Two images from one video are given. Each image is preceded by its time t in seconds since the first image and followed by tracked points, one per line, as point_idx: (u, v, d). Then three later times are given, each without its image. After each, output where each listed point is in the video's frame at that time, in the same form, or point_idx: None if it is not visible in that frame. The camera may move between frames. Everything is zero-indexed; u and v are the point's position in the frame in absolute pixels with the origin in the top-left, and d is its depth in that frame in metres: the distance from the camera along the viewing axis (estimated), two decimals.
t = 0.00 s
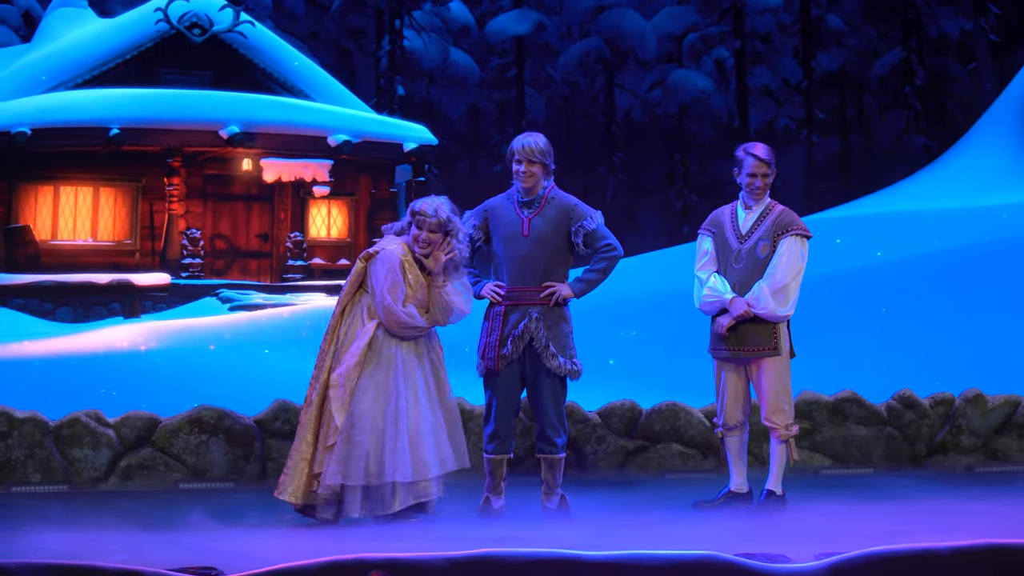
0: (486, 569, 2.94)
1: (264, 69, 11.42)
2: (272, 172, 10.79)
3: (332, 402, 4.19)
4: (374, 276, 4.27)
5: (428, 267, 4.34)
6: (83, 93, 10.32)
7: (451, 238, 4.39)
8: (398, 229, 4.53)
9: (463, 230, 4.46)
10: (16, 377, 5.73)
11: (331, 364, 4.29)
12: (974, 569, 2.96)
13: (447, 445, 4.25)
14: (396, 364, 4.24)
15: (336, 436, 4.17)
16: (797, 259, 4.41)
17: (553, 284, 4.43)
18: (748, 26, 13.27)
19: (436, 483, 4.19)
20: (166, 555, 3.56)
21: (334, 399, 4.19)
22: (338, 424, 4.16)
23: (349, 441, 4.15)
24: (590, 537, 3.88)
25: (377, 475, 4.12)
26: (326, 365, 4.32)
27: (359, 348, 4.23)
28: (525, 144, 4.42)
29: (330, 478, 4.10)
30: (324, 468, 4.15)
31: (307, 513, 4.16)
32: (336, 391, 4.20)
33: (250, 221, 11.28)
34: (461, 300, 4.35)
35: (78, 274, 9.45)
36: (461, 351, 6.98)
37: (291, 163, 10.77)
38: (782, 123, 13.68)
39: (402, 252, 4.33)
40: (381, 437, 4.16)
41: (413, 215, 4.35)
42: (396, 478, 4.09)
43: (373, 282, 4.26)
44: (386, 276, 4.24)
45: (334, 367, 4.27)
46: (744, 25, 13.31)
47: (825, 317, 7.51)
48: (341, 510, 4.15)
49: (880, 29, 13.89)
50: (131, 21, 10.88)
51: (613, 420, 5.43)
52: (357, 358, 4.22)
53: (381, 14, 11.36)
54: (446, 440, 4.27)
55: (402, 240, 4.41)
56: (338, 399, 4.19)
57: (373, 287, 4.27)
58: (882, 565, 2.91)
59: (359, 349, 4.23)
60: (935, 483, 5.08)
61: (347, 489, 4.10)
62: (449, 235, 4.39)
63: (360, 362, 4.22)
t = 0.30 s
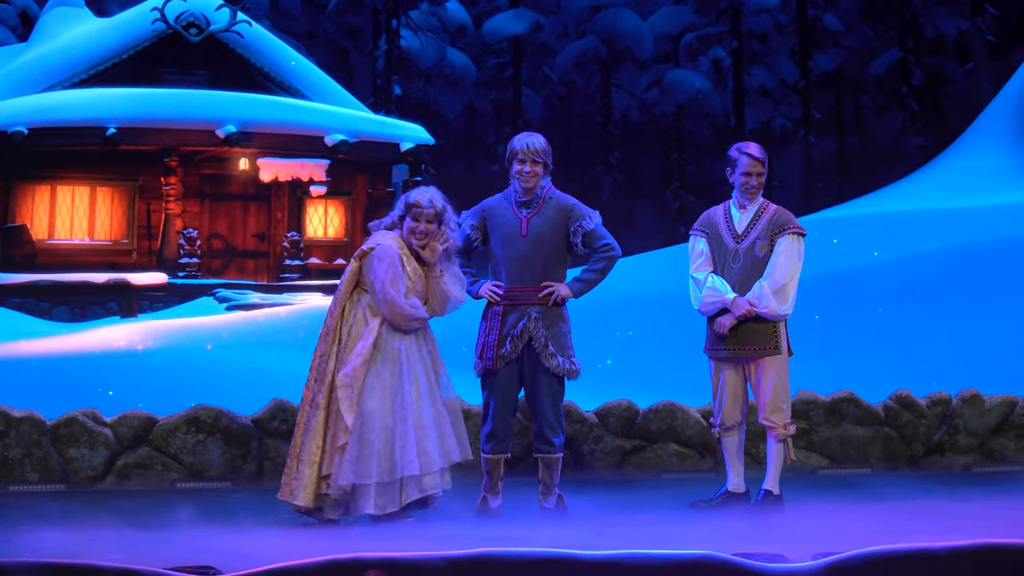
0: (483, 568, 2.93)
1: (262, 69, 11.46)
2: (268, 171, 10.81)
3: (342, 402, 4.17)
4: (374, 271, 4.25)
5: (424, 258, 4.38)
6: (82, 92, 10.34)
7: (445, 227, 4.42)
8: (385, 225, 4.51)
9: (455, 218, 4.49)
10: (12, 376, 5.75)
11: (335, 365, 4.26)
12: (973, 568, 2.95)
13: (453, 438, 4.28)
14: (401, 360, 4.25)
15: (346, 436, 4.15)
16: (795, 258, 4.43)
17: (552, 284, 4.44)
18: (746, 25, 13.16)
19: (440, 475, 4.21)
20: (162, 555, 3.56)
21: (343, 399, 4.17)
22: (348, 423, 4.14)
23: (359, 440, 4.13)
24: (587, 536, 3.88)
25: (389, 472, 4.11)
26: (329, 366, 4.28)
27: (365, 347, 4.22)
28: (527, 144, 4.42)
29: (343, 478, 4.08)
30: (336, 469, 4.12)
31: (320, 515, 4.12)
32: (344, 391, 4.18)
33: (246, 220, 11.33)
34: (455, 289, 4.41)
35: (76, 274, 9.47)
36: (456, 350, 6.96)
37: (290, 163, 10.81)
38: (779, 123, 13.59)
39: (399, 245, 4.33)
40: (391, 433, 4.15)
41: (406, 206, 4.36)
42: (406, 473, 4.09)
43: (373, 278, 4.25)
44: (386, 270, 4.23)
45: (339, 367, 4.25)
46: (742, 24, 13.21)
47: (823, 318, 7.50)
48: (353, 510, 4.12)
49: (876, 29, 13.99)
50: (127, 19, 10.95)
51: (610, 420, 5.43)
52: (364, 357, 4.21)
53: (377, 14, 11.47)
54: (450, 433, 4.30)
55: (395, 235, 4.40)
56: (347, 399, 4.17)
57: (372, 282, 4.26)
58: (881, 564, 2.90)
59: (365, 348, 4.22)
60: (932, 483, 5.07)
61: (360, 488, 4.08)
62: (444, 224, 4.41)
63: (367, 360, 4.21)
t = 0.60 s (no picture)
0: (482, 568, 2.94)
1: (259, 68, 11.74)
2: (266, 172, 10.77)
3: (367, 402, 4.18)
4: (376, 263, 4.25)
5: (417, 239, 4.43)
6: (81, 92, 10.34)
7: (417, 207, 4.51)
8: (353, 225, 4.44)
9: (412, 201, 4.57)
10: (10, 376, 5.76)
11: (349, 366, 4.25)
12: (973, 567, 2.96)
13: (460, 427, 4.40)
14: (413, 356, 4.32)
15: (374, 435, 4.16)
16: (791, 258, 4.42)
17: (551, 284, 4.44)
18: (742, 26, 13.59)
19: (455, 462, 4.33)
20: (159, 555, 3.56)
21: (367, 399, 4.19)
22: (377, 421, 4.16)
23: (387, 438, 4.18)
24: (585, 537, 3.89)
25: (416, 466, 4.19)
26: (339, 369, 4.26)
27: (381, 344, 4.25)
28: (527, 145, 4.42)
29: (380, 477, 4.11)
30: (366, 469, 4.14)
31: (350, 517, 4.13)
32: (368, 391, 4.20)
33: (245, 220, 11.38)
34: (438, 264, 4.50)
35: (74, 274, 9.49)
36: (454, 351, 6.86)
37: (289, 164, 10.83)
38: (778, 124, 13.50)
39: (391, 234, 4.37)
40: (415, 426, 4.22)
41: (391, 192, 4.36)
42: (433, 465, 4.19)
43: (374, 271, 4.25)
44: (389, 260, 4.25)
45: (353, 368, 4.25)
46: (740, 25, 13.64)
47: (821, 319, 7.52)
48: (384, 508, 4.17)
49: (875, 29, 13.96)
50: (126, 19, 11.26)
51: (608, 420, 5.43)
52: (383, 355, 4.24)
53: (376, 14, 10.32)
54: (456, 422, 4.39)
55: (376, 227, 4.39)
56: (372, 398, 4.19)
57: (375, 275, 4.26)
58: (880, 564, 2.90)
59: (382, 344, 4.25)
60: (931, 484, 5.06)
61: (393, 485, 4.13)
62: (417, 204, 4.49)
63: (384, 358, 4.24)
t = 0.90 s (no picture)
0: (482, 569, 2.91)
1: (256, 68, 11.83)
2: (264, 171, 10.82)
3: (387, 396, 4.09)
4: (364, 262, 4.12)
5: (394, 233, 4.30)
6: (78, 93, 10.34)
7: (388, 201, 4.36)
8: (326, 224, 4.24)
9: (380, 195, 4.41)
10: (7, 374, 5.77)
11: (357, 365, 4.09)
12: (974, 569, 2.92)
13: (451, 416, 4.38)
14: (410, 349, 4.29)
15: (400, 425, 4.10)
16: (787, 257, 4.40)
17: (549, 284, 4.43)
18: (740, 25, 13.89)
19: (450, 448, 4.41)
20: (157, 555, 3.55)
21: (386, 393, 4.09)
22: (402, 411, 4.10)
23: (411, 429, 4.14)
24: (582, 537, 3.87)
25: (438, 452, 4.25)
26: (347, 369, 4.07)
27: (384, 338, 4.16)
28: (523, 145, 4.42)
29: (422, 463, 4.08)
30: (400, 461, 4.06)
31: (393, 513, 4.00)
32: (385, 385, 4.10)
33: (242, 221, 11.43)
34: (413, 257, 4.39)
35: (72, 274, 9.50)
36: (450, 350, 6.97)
37: (285, 163, 10.86)
38: (775, 123, 13.78)
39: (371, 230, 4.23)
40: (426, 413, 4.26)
41: (369, 187, 4.21)
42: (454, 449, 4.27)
43: (362, 269, 4.12)
44: (378, 257, 4.13)
45: (361, 366, 4.09)
46: (738, 24, 13.96)
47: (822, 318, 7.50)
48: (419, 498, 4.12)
49: (872, 28, 14.10)
50: (123, 19, 11.28)
51: (605, 420, 5.42)
52: (387, 348, 4.16)
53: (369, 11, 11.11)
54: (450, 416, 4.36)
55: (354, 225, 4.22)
56: (390, 391, 4.11)
57: (364, 274, 4.13)
58: (881, 565, 2.88)
59: (385, 337, 4.17)
60: (930, 483, 5.05)
61: (431, 473, 4.11)
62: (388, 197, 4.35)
63: (389, 351, 4.16)
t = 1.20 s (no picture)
0: (473, 568, 2.75)
1: (253, 68, 11.84)
2: (262, 170, 11.08)
3: (381, 395, 4.04)
4: (350, 261, 4.09)
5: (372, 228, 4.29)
6: (76, 92, 10.33)
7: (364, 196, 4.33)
8: (305, 225, 4.18)
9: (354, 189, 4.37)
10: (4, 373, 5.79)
11: (351, 365, 4.04)
12: (968, 569, 2.73)
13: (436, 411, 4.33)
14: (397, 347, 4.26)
15: (395, 425, 4.06)
16: (781, 256, 4.39)
17: (546, 284, 4.42)
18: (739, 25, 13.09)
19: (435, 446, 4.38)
20: (151, 555, 3.54)
21: (381, 393, 4.05)
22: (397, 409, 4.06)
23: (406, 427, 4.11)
24: (574, 537, 3.85)
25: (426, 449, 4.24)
26: (341, 369, 4.02)
27: (374, 337, 4.12)
28: (517, 144, 4.42)
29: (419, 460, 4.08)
30: (395, 461, 4.02)
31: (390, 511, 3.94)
32: (379, 384, 4.06)
33: (240, 219, 11.66)
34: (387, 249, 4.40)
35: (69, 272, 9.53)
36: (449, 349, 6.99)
37: (281, 163, 11.07)
38: (772, 122, 14.20)
39: (351, 229, 4.20)
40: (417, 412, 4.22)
41: (348, 186, 4.17)
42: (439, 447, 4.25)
43: (347, 269, 4.09)
44: (363, 256, 4.11)
45: (354, 365, 4.05)
46: (736, 23, 13.13)
47: (817, 318, 7.47)
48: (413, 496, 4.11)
49: (867, 28, 14.46)
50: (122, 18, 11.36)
51: (603, 420, 5.42)
52: (378, 347, 4.12)
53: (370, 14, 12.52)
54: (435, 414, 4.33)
55: (336, 224, 4.19)
56: (384, 390, 4.06)
57: (350, 274, 4.09)
58: (874, 565, 2.70)
59: (373, 337, 4.12)
60: (928, 484, 5.02)
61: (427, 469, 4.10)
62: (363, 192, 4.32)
63: (380, 350, 4.12)
